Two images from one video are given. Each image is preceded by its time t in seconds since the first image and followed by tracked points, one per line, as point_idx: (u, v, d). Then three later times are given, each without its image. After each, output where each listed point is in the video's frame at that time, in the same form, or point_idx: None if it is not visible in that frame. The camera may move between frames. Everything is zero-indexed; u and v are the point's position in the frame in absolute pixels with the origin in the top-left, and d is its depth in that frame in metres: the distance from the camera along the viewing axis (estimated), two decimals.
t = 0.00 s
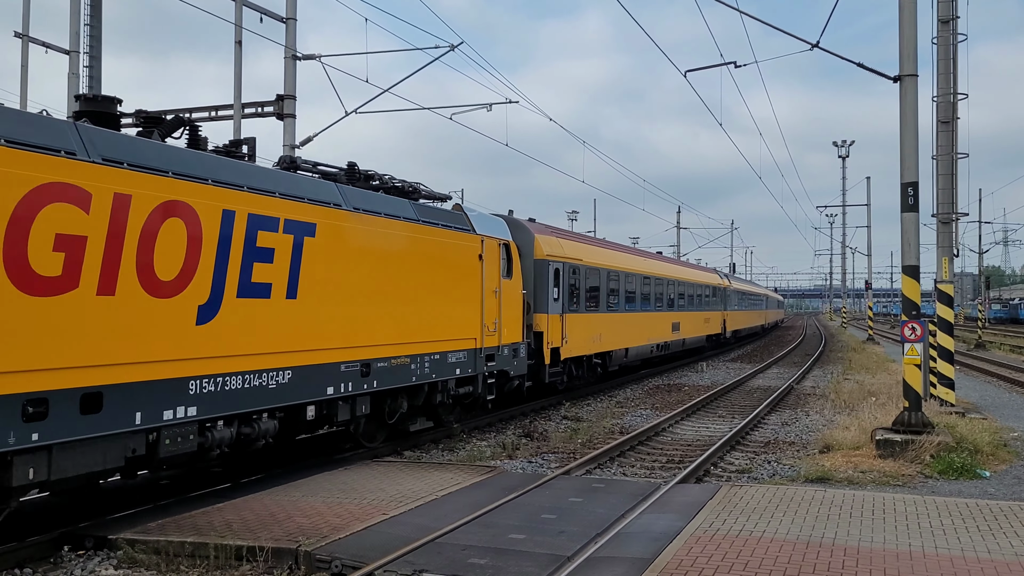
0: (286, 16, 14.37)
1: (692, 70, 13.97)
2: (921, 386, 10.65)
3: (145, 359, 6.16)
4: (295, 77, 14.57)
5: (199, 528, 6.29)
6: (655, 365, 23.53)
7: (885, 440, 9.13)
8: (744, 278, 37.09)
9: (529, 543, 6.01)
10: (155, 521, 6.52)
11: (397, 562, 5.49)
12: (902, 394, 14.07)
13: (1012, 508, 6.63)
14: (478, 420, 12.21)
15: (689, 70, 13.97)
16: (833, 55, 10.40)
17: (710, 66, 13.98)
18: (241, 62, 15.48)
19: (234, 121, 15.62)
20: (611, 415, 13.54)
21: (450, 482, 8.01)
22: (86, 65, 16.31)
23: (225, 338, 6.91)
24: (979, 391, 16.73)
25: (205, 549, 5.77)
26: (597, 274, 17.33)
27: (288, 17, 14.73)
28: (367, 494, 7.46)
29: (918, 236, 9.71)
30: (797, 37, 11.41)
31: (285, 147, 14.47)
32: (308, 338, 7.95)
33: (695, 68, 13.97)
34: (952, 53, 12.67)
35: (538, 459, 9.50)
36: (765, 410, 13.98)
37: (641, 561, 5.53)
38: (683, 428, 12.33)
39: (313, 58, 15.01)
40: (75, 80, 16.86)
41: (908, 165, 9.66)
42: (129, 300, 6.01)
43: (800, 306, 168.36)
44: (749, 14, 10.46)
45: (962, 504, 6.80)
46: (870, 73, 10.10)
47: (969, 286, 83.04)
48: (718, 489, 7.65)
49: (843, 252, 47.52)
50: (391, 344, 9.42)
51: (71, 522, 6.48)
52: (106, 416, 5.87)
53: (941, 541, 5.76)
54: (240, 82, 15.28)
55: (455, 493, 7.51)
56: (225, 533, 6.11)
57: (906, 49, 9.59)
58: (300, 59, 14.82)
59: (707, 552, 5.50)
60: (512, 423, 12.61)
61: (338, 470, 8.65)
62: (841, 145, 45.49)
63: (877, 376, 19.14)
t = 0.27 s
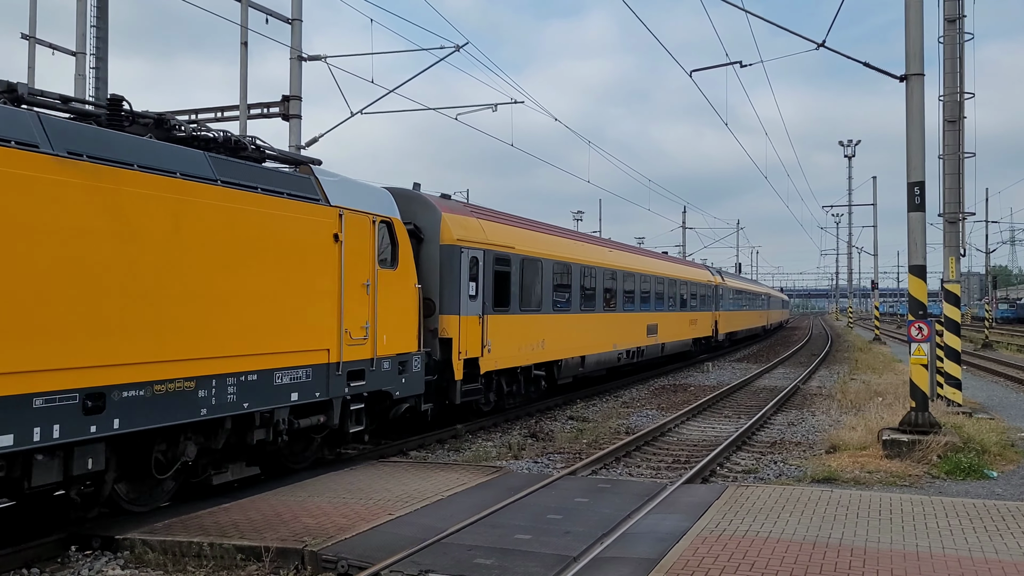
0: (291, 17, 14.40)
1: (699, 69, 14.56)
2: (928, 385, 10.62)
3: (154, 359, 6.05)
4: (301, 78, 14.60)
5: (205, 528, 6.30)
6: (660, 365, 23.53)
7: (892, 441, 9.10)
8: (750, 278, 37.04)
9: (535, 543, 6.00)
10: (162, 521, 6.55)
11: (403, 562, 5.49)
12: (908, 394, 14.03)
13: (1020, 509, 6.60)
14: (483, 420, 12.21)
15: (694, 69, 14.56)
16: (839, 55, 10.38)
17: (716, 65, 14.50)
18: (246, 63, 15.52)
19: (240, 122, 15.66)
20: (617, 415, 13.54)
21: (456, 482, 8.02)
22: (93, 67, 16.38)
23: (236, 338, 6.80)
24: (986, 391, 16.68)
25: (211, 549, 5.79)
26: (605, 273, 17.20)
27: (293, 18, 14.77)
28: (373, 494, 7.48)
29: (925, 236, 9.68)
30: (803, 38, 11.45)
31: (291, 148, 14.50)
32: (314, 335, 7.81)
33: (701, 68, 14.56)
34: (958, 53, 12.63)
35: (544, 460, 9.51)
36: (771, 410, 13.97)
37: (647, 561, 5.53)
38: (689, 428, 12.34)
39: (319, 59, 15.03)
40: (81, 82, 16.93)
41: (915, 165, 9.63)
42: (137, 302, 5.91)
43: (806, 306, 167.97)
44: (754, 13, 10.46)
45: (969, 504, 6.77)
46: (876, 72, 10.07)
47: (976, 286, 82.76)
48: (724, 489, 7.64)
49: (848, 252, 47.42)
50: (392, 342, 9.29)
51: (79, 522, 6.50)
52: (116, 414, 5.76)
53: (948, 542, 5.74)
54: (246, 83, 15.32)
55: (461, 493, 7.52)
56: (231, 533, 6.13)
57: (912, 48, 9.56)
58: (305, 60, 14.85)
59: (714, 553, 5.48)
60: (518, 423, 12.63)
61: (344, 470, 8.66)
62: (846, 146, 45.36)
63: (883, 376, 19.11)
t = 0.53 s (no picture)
0: (297, 18, 14.43)
1: (703, 69, 14.39)
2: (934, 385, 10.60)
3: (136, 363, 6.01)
4: (306, 78, 14.63)
5: (211, 528, 6.32)
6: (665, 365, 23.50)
7: (898, 441, 9.07)
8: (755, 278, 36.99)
9: (540, 543, 6.00)
10: (168, 521, 6.56)
11: (409, 562, 5.50)
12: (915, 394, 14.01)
13: None
14: (488, 420, 12.22)
15: (701, 70, 14.39)
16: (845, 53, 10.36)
17: (723, 64, 14.54)
18: (251, 64, 15.55)
19: (246, 123, 15.69)
20: (622, 415, 13.54)
21: (461, 482, 8.03)
22: (99, 67, 16.43)
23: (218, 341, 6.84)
24: (993, 391, 16.63)
25: (217, 549, 5.80)
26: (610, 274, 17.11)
27: (298, 19, 14.79)
28: (378, 494, 7.49)
29: (931, 236, 9.65)
30: (809, 38, 11.45)
31: (297, 149, 14.52)
32: (295, 334, 7.90)
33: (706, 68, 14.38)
34: (964, 52, 12.59)
35: (549, 460, 9.52)
36: (777, 410, 13.94)
37: (653, 561, 5.52)
38: (695, 428, 12.34)
39: (324, 59, 15.05)
40: (88, 83, 16.99)
41: (921, 164, 9.60)
42: (133, 300, 5.98)
43: (811, 306, 167.62)
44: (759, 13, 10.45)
45: (976, 505, 6.75)
46: (882, 71, 10.04)
47: (982, 285, 82.47)
48: (730, 489, 7.63)
49: (854, 252, 47.31)
50: (382, 342, 9.34)
51: (85, 522, 6.51)
52: (120, 415, 5.83)
53: (955, 542, 5.72)
54: (251, 84, 15.35)
55: (466, 493, 7.53)
56: (237, 533, 6.14)
57: (918, 47, 9.54)
58: (311, 60, 14.87)
59: (719, 553, 5.47)
60: (523, 423, 12.64)
61: (349, 470, 8.68)
62: (851, 145, 45.15)
63: (889, 376, 19.06)
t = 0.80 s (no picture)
0: (301, 19, 14.46)
1: (709, 69, 14.54)
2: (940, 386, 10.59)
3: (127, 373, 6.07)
4: (310, 79, 14.65)
5: (217, 528, 6.33)
6: (669, 366, 23.47)
7: (903, 442, 9.05)
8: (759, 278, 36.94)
9: (545, 544, 6.01)
10: (173, 522, 6.58)
11: (414, 563, 5.50)
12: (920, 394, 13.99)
13: None
14: (494, 420, 12.22)
15: (704, 69, 14.52)
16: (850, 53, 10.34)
17: (726, 65, 14.57)
18: (256, 65, 15.58)
19: (250, 124, 15.73)
20: (627, 415, 13.55)
21: (466, 482, 8.04)
22: (104, 68, 16.47)
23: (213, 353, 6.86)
24: (1000, 391, 16.59)
25: (223, 550, 5.81)
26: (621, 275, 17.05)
27: (302, 20, 14.82)
28: (383, 495, 7.50)
29: (936, 236, 9.63)
30: (813, 38, 11.45)
31: (301, 149, 14.55)
32: (304, 333, 7.90)
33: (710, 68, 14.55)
34: (970, 51, 12.56)
35: (554, 460, 9.53)
36: (782, 411, 13.93)
37: (658, 562, 5.52)
38: (699, 428, 12.35)
39: (328, 60, 15.07)
40: (93, 84, 17.05)
41: (926, 164, 9.58)
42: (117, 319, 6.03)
43: (816, 306, 167.29)
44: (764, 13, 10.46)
45: (981, 505, 6.74)
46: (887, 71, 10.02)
47: (988, 285, 82.22)
48: (734, 489, 7.64)
49: (859, 252, 47.20)
50: (392, 342, 9.32)
51: (91, 522, 6.53)
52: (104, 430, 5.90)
53: (961, 543, 5.70)
54: (256, 85, 15.39)
55: (471, 494, 7.54)
56: (242, 533, 6.16)
57: (923, 47, 9.51)
58: (315, 61, 14.89)
59: (724, 554, 5.47)
60: (527, 423, 12.65)
61: (354, 471, 8.70)
62: (855, 146, 44.97)
63: (895, 376, 19.01)
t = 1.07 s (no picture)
0: (304, 19, 14.47)
1: (712, 70, 14.64)
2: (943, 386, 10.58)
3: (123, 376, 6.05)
4: (314, 80, 14.67)
5: (220, 528, 6.34)
6: (672, 366, 23.46)
7: (907, 442, 9.04)
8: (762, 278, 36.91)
9: (548, 544, 6.01)
10: (177, 522, 6.59)
11: (417, 563, 5.51)
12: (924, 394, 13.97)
13: None
14: (497, 421, 12.23)
15: (708, 70, 14.62)
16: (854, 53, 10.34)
17: (728, 64, 14.56)
18: (259, 65, 15.60)
19: (254, 124, 15.76)
20: (630, 415, 13.55)
21: (469, 482, 8.04)
22: (108, 70, 16.51)
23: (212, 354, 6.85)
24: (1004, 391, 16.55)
25: (226, 550, 5.83)
26: (622, 276, 17.05)
27: (306, 21, 14.84)
28: (386, 495, 7.50)
29: (940, 236, 9.61)
30: (816, 38, 11.47)
31: (304, 150, 14.56)
32: (307, 332, 7.92)
33: (713, 69, 14.64)
34: (974, 51, 12.54)
35: (557, 460, 9.53)
36: (785, 410, 13.93)
37: (661, 562, 5.52)
38: (703, 428, 12.35)
39: (331, 61, 15.09)
40: (97, 85, 17.08)
41: (930, 164, 9.56)
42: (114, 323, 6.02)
43: (819, 306, 167.08)
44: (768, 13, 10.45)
45: (985, 505, 6.73)
46: (891, 71, 10.01)
47: (992, 285, 82.06)
48: (738, 489, 7.64)
49: (862, 252, 47.17)
50: (396, 343, 9.35)
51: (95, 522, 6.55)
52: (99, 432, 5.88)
53: (965, 543, 5.69)
54: (259, 86, 15.41)
55: (474, 494, 7.54)
56: (245, 533, 6.17)
57: (927, 47, 9.50)
58: (318, 62, 14.91)
59: (727, 554, 5.47)
60: (530, 423, 12.66)
61: (357, 471, 8.71)
62: (859, 146, 45.15)
63: (898, 376, 18.99)
